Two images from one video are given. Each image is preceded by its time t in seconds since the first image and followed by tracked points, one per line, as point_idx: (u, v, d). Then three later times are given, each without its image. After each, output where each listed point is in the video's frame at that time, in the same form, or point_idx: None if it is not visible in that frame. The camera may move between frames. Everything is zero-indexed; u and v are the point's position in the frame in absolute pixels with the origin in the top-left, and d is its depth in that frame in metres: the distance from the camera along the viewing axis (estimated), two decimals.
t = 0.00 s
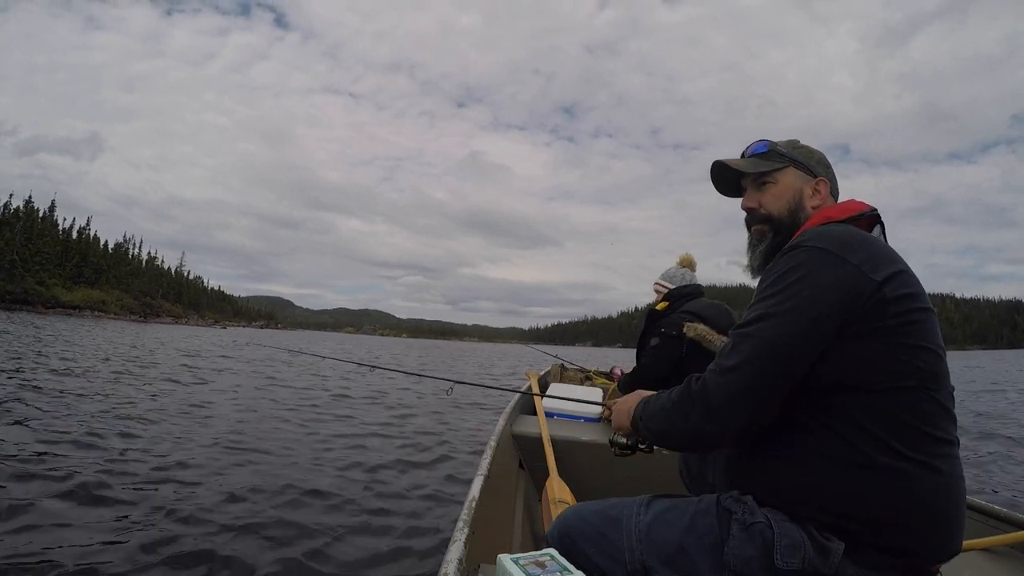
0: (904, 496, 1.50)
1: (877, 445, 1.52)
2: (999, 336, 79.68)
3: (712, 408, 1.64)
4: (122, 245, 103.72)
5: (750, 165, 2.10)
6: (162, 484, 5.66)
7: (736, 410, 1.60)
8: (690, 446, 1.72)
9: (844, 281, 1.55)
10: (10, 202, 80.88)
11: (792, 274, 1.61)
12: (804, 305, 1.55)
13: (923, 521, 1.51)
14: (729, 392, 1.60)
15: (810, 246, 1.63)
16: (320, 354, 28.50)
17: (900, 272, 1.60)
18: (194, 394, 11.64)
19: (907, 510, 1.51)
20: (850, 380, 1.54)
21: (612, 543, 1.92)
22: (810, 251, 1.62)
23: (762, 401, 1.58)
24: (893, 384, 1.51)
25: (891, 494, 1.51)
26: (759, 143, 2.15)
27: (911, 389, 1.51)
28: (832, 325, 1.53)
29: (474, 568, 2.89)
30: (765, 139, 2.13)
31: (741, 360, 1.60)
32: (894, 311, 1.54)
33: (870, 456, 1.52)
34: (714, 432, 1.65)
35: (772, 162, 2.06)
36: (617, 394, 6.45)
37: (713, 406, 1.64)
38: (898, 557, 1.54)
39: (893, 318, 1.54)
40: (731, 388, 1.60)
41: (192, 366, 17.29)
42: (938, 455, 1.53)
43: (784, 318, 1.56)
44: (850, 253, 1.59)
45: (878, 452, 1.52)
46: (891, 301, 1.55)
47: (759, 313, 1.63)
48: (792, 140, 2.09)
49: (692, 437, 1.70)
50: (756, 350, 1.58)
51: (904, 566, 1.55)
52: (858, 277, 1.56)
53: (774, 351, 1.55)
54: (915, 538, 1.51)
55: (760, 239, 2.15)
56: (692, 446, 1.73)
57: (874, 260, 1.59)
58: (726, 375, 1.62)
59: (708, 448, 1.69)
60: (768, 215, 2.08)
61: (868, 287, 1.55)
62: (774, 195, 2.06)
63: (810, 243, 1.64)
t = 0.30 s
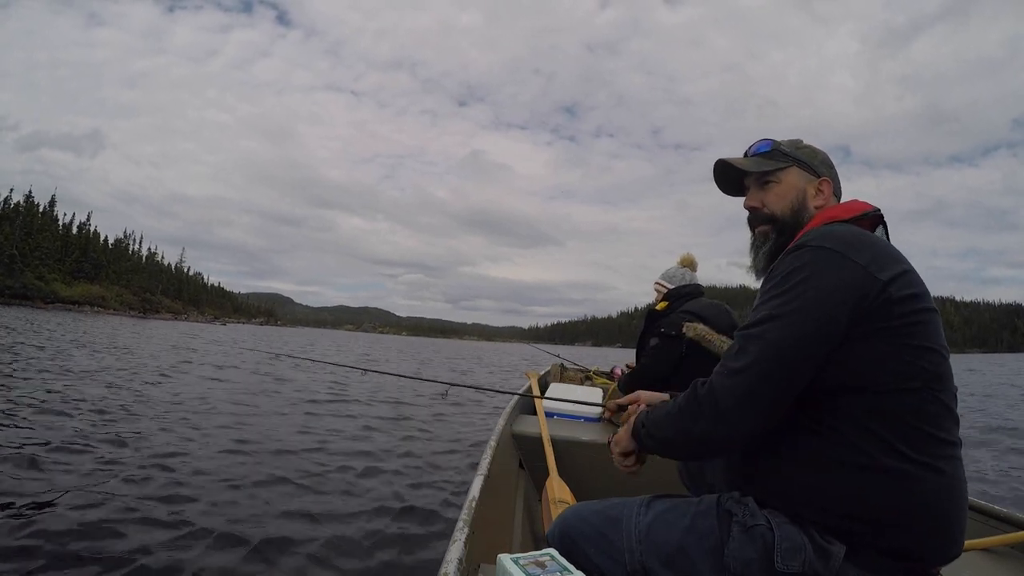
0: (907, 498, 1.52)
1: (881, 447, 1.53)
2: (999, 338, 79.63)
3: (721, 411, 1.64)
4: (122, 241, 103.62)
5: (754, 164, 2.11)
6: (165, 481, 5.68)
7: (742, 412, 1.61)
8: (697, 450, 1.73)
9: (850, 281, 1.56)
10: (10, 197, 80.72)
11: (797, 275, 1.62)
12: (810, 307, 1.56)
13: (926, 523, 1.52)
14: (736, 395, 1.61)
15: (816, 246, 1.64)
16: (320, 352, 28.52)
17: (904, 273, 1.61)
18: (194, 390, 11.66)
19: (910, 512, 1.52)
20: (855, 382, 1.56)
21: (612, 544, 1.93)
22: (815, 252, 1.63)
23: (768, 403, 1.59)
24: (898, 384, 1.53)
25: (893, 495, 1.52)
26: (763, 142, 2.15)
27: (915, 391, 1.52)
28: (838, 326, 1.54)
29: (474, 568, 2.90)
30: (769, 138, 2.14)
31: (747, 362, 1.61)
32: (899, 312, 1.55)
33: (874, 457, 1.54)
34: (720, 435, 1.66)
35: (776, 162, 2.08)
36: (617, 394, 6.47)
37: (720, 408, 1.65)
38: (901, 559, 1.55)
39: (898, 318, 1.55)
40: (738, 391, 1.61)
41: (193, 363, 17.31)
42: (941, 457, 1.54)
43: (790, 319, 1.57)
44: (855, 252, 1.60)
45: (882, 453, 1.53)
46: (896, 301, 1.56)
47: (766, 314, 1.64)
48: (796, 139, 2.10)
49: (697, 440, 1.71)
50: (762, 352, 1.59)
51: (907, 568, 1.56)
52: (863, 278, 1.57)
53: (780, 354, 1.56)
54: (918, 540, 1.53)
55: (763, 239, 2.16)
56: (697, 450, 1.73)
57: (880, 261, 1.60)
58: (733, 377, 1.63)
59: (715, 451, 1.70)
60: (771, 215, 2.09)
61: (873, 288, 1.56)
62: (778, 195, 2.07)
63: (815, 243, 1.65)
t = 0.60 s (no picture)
0: (909, 498, 1.51)
1: (881, 448, 1.54)
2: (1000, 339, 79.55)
3: (723, 416, 1.65)
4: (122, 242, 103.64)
5: (749, 167, 2.11)
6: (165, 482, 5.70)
7: (745, 416, 1.61)
8: (700, 454, 1.73)
9: (848, 282, 1.57)
10: (10, 198, 80.79)
11: (796, 277, 1.63)
12: (809, 309, 1.56)
13: (928, 523, 1.52)
14: (738, 400, 1.62)
15: (815, 248, 1.64)
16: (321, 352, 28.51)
17: (902, 273, 1.61)
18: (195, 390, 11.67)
19: (911, 512, 1.52)
20: (855, 383, 1.56)
21: (612, 544, 1.93)
22: (813, 254, 1.63)
23: (771, 406, 1.59)
24: (898, 384, 1.53)
25: (894, 496, 1.52)
26: (758, 145, 2.16)
27: (914, 390, 1.52)
28: (837, 328, 1.55)
29: (474, 568, 2.90)
30: (764, 141, 2.14)
31: (749, 367, 1.61)
32: (897, 311, 1.55)
33: (874, 457, 1.54)
34: (723, 440, 1.66)
35: (771, 164, 2.08)
36: (616, 395, 6.47)
37: (723, 414, 1.65)
38: (902, 560, 1.55)
39: (897, 318, 1.55)
40: (741, 395, 1.61)
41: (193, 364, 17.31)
42: (941, 456, 1.54)
43: (790, 322, 1.58)
44: (853, 252, 1.60)
45: (882, 454, 1.53)
46: (894, 302, 1.56)
47: (765, 318, 1.64)
48: (791, 141, 2.10)
49: (700, 446, 1.71)
50: (763, 356, 1.59)
51: (908, 568, 1.56)
52: (862, 278, 1.57)
53: (780, 357, 1.56)
54: (919, 541, 1.53)
55: (758, 241, 2.16)
56: (699, 455, 1.73)
57: (877, 261, 1.60)
58: (734, 382, 1.64)
59: (718, 455, 1.70)
60: (766, 217, 2.09)
61: (872, 288, 1.56)
62: (773, 197, 2.07)
63: (812, 245, 1.65)
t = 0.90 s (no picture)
0: (910, 497, 1.51)
1: (881, 448, 1.53)
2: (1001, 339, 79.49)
3: (724, 415, 1.64)
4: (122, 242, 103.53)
5: (751, 168, 2.11)
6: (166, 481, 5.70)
7: (745, 415, 1.61)
8: (700, 453, 1.73)
9: (849, 282, 1.57)
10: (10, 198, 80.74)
11: (796, 277, 1.62)
12: (809, 308, 1.56)
13: (928, 522, 1.51)
14: (739, 398, 1.61)
15: (816, 248, 1.64)
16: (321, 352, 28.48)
17: (903, 272, 1.61)
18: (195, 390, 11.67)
19: (912, 511, 1.51)
20: (857, 382, 1.55)
21: (612, 544, 1.93)
22: (814, 254, 1.63)
23: (771, 406, 1.59)
24: (898, 384, 1.53)
25: (893, 496, 1.52)
26: (759, 145, 2.16)
27: (915, 390, 1.52)
28: (838, 328, 1.54)
29: (474, 568, 2.90)
30: (766, 142, 2.14)
31: (750, 367, 1.61)
32: (898, 311, 1.55)
33: (874, 457, 1.53)
34: (723, 439, 1.65)
35: (773, 164, 2.07)
36: (617, 395, 6.47)
37: (723, 413, 1.65)
38: (901, 560, 1.55)
39: (898, 317, 1.55)
40: (741, 394, 1.61)
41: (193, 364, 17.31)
42: (941, 456, 1.54)
43: (790, 322, 1.57)
44: (854, 252, 1.60)
45: (883, 453, 1.53)
46: (895, 301, 1.56)
47: (766, 317, 1.64)
48: (793, 142, 2.10)
49: (699, 445, 1.71)
50: (764, 355, 1.59)
51: (908, 568, 1.56)
52: (862, 278, 1.57)
53: (781, 356, 1.56)
54: (919, 540, 1.52)
55: (759, 241, 2.16)
56: (700, 455, 1.73)
57: (878, 260, 1.60)
58: (735, 381, 1.63)
59: (718, 454, 1.69)
60: (767, 217, 2.09)
61: (872, 288, 1.56)
62: (774, 198, 2.07)
63: (813, 245, 1.65)
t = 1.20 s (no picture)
0: (910, 497, 1.51)
1: (881, 446, 1.54)
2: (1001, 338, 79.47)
3: (723, 413, 1.64)
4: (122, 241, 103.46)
5: (751, 168, 2.11)
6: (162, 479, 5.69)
7: (745, 413, 1.61)
8: (699, 452, 1.73)
9: (848, 280, 1.57)
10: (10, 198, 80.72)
11: (796, 275, 1.62)
12: (809, 306, 1.56)
13: (928, 521, 1.52)
14: (739, 396, 1.61)
15: (815, 246, 1.64)
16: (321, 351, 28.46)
17: (902, 271, 1.61)
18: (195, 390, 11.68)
19: (911, 510, 1.51)
20: (857, 381, 1.56)
21: (612, 544, 1.93)
22: (813, 252, 1.63)
23: (771, 404, 1.59)
24: (898, 382, 1.53)
25: (893, 495, 1.52)
26: (760, 146, 2.16)
27: (915, 388, 1.52)
28: (838, 326, 1.55)
29: (474, 568, 2.90)
30: (766, 142, 2.14)
31: (750, 365, 1.61)
32: (898, 309, 1.55)
33: (875, 456, 1.53)
34: (723, 437, 1.65)
35: (773, 165, 2.08)
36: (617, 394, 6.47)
37: (722, 411, 1.65)
38: (901, 559, 1.55)
39: (897, 316, 1.55)
40: (741, 392, 1.61)
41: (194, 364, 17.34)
42: (941, 455, 1.54)
43: (790, 320, 1.57)
44: (854, 251, 1.60)
45: (882, 452, 1.53)
46: (895, 300, 1.56)
47: (765, 315, 1.64)
48: (793, 143, 2.10)
49: (699, 443, 1.71)
50: (764, 353, 1.59)
51: (907, 568, 1.56)
52: (862, 277, 1.57)
53: (781, 354, 1.56)
54: (918, 540, 1.52)
55: (760, 241, 2.16)
56: (699, 454, 1.73)
57: (877, 259, 1.60)
58: (734, 379, 1.63)
59: (718, 453, 1.69)
60: (768, 218, 2.09)
61: (871, 286, 1.56)
62: (775, 198, 2.07)
63: (812, 243, 1.65)
